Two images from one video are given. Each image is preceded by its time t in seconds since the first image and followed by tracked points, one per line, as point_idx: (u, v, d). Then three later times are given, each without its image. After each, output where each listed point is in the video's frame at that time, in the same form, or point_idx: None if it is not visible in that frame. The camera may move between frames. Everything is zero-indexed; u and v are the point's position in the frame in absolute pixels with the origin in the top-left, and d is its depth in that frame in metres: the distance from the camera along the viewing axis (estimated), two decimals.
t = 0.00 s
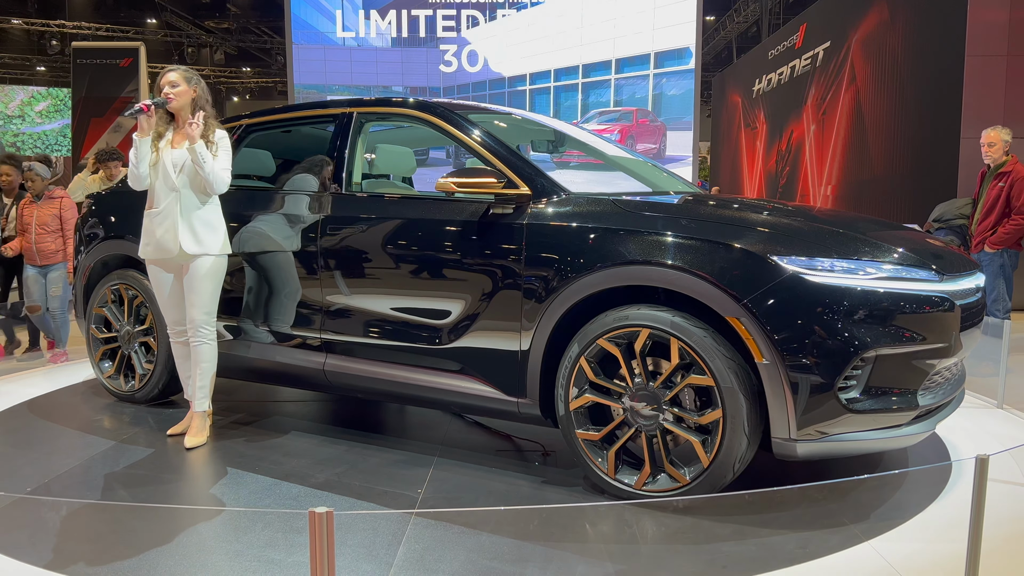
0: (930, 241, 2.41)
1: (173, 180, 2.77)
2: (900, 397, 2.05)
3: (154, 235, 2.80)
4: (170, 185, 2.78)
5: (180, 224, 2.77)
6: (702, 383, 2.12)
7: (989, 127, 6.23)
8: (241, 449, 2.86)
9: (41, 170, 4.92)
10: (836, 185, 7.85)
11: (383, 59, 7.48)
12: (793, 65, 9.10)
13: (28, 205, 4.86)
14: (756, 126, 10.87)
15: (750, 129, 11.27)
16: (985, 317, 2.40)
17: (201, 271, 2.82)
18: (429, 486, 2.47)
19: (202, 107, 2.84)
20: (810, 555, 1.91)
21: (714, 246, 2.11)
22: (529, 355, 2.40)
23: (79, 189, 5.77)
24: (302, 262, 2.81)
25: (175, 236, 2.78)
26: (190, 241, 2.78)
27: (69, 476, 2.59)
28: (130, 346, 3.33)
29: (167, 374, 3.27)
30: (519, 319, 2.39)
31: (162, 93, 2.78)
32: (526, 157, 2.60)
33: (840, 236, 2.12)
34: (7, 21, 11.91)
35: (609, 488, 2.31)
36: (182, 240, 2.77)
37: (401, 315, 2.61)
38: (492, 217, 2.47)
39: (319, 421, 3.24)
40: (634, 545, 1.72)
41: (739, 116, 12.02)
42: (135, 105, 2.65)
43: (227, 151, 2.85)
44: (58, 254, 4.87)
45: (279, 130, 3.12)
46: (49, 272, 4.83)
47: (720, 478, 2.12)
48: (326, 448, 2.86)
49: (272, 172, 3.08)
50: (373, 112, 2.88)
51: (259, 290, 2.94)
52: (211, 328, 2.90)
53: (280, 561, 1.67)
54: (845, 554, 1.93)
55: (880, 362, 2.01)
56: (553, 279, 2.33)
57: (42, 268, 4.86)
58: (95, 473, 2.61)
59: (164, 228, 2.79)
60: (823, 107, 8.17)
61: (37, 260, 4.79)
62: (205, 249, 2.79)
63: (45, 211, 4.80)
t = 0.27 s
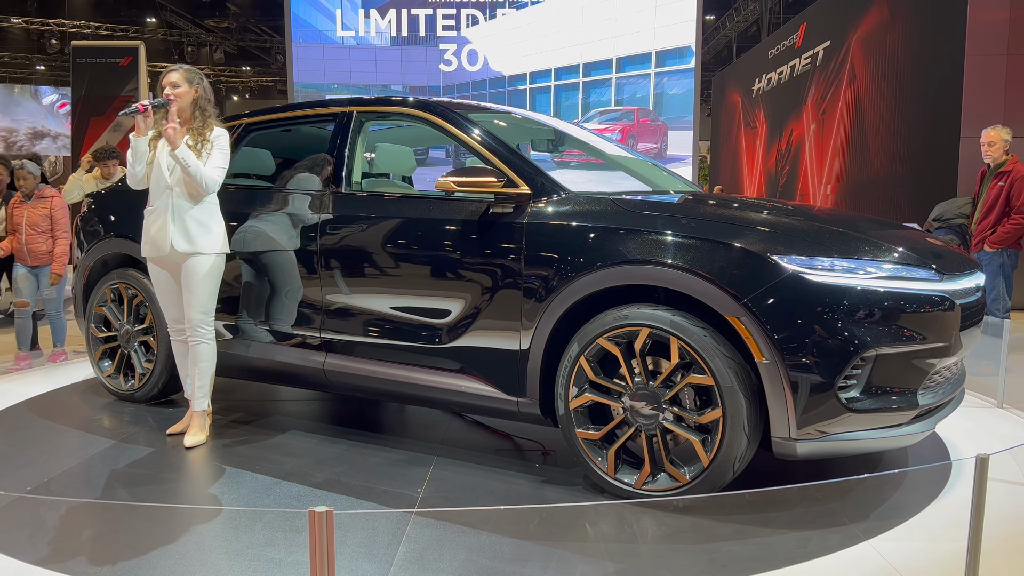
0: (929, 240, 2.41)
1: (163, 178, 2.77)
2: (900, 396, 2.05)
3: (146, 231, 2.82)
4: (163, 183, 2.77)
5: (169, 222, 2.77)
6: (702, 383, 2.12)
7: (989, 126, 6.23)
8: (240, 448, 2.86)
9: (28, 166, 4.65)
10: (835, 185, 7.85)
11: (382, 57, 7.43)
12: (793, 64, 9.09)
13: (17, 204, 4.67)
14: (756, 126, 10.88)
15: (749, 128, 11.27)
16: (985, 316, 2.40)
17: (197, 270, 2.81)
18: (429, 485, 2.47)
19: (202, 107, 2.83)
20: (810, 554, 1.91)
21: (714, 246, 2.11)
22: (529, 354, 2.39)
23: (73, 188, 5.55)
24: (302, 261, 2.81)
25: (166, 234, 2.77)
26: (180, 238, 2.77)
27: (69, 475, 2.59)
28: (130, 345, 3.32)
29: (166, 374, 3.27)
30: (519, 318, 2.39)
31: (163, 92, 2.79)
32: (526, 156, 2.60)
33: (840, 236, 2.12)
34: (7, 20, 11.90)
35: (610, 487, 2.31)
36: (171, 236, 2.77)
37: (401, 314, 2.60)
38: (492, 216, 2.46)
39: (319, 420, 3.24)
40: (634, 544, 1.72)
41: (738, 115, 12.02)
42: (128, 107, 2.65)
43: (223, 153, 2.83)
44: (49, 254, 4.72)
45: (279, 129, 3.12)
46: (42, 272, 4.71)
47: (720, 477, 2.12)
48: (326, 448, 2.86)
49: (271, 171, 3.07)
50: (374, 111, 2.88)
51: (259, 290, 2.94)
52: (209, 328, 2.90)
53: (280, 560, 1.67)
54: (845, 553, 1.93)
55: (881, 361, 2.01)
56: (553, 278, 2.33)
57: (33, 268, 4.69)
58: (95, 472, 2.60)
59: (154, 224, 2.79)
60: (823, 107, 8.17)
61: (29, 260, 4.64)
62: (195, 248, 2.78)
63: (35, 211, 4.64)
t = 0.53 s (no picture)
0: (929, 239, 2.40)
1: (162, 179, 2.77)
2: (899, 396, 2.05)
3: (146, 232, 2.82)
4: (161, 184, 2.78)
5: (169, 223, 2.77)
6: (702, 382, 2.12)
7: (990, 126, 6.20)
8: (240, 448, 2.86)
9: (12, 167, 4.64)
10: (836, 184, 7.84)
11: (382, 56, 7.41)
12: (793, 63, 9.08)
13: None
14: (756, 125, 10.86)
15: (749, 127, 11.26)
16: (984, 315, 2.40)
17: (196, 269, 2.81)
18: (428, 484, 2.47)
19: (201, 107, 2.84)
20: (809, 553, 1.92)
21: (714, 245, 2.11)
22: (529, 353, 2.39)
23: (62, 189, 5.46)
24: (302, 260, 2.80)
25: (163, 233, 2.78)
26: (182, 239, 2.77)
27: (68, 474, 2.58)
28: (130, 344, 3.32)
29: (165, 373, 3.27)
30: (519, 317, 2.39)
31: (163, 92, 2.80)
32: (526, 156, 2.60)
33: (841, 235, 2.12)
34: (6, 19, 11.87)
35: (609, 486, 2.31)
36: (170, 236, 2.77)
37: (400, 313, 2.60)
38: (492, 215, 2.46)
39: (319, 420, 3.23)
40: (634, 543, 1.73)
41: (738, 114, 12.00)
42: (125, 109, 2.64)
43: (222, 152, 2.82)
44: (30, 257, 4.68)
45: (278, 128, 3.12)
46: (22, 275, 4.64)
47: (720, 476, 2.12)
48: (326, 447, 2.86)
49: (271, 170, 3.07)
50: (373, 110, 2.88)
51: (259, 289, 2.94)
52: (208, 327, 2.89)
53: (280, 560, 1.67)
54: (844, 553, 1.93)
55: (881, 361, 2.00)
56: (553, 277, 2.33)
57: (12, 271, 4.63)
58: (94, 471, 2.60)
59: (154, 225, 2.79)
60: (823, 107, 8.17)
61: (9, 261, 4.58)
62: (193, 248, 2.78)
63: (16, 212, 4.61)
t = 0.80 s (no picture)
0: (928, 238, 2.40)
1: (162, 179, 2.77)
2: (898, 396, 2.05)
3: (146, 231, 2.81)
4: (161, 184, 2.77)
5: (169, 223, 2.77)
6: (702, 381, 2.12)
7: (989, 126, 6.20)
8: (239, 447, 2.86)
9: None
10: (835, 184, 7.84)
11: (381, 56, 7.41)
12: (793, 63, 9.08)
13: None
14: (755, 125, 10.86)
15: (748, 127, 11.26)
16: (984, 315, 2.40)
17: (196, 269, 2.81)
18: (427, 484, 2.47)
19: (200, 106, 2.84)
20: (809, 553, 1.92)
21: (713, 245, 2.11)
22: (528, 353, 2.39)
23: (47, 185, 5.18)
24: (302, 260, 2.80)
25: (163, 233, 2.78)
26: (183, 238, 2.77)
27: (67, 474, 2.58)
28: (129, 344, 3.32)
29: (164, 372, 3.27)
30: (518, 317, 2.39)
31: (162, 92, 2.80)
32: (525, 155, 2.59)
33: (840, 235, 2.12)
34: (5, 19, 11.86)
35: (608, 486, 2.31)
36: (170, 236, 2.77)
37: (399, 313, 2.60)
38: (491, 215, 2.46)
39: (318, 419, 3.23)
40: (633, 542, 1.73)
41: (738, 114, 12.00)
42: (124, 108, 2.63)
43: (221, 151, 2.82)
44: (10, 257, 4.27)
45: (278, 127, 3.11)
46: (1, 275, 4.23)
47: (719, 476, 2.12)
48: (325, 446, 2.86)
49: (270, 170, 3.07)
50: (373, 109, 2.87)
51: (258, 289, 2.94)
52: (207, 326, 2.89)
53: (280, 559, 1.67)
54: (843, 552, 1.93)
55: (880, 360, 2.00)
56: (552, 276, 2.33)
57: None
58: (93, 471, 2.60)
59: (153, 225, 2.79)
60: (822, 106, 8.17)
61: None
62: (193, 248, 2.78)
63: None
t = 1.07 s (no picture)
0: (927, 239, 2.40)
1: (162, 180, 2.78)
2: (897, 395, 2.05)
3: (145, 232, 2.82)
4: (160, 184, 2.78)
5: (169, 223, 2.77)
6: (701, 381, 2.12)
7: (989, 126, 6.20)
8: (239, 447, 2.86)
9: None
10: (834, 184, 7.85)
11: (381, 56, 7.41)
12: (792, 63, 9.08)
13: None
14: (755, 125, 10.87)
15: (748, 127, 11.26)
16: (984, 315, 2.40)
17: (194, 270, 2.81)
18: (427, 484, 2.47)
19: (198, 105, 2.84)
20: (808, 553, 1.92)
21: (712, 245, 2.11)
22: (527, 353, 2.39)
23: (37, 184, 5.07)
24: (301, 260, 2.80)
25: (161, 234, 2.79)
26: (182, 239, 2.77)
27: (67, 474, 2.58)
28: (129, 344, 3.32)
29: (164, 372, 3.27)
30: (518, 317, 2.39)
31: (160, 91, 2.80)
32: (525, 155, 2.60)
33: (840, 235, 2.12)
34: (5, 19, 11.85)
35: (608, 486, 2.31)
36: (169, 237, 2.78)
37: (399, 313, 2.60)
38: (491, 215, 2.46)
39: (317, 419, 3.23)
40: (633, 543, 1.73)
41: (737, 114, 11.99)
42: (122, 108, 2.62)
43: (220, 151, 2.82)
44: None
45: (278, 127, 3.12)
46: None
47: (718, 476, 2.12)
48: (324, 446, 2.86)
49: (270, 170, 3.07)
50: (372, 109, 2.87)
51: (258, 289, 2.94)
52: (206, 327, 2.89)
53: (279, 559, 1.67)
54: (842, 552, 1.93)
55: (879, 360, 2.01)
56: (551, 276, 2.33)
57: None
58: (93, 471, 2.60)
59: (152, 226, 2.80)
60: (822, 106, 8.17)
61: None
62: (192, 249, 2.78)
63: None
